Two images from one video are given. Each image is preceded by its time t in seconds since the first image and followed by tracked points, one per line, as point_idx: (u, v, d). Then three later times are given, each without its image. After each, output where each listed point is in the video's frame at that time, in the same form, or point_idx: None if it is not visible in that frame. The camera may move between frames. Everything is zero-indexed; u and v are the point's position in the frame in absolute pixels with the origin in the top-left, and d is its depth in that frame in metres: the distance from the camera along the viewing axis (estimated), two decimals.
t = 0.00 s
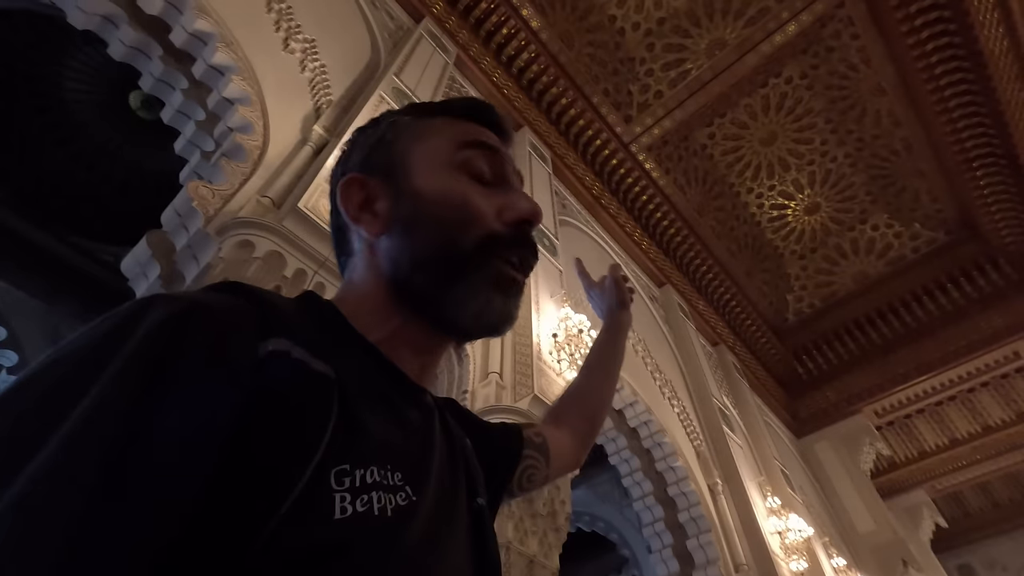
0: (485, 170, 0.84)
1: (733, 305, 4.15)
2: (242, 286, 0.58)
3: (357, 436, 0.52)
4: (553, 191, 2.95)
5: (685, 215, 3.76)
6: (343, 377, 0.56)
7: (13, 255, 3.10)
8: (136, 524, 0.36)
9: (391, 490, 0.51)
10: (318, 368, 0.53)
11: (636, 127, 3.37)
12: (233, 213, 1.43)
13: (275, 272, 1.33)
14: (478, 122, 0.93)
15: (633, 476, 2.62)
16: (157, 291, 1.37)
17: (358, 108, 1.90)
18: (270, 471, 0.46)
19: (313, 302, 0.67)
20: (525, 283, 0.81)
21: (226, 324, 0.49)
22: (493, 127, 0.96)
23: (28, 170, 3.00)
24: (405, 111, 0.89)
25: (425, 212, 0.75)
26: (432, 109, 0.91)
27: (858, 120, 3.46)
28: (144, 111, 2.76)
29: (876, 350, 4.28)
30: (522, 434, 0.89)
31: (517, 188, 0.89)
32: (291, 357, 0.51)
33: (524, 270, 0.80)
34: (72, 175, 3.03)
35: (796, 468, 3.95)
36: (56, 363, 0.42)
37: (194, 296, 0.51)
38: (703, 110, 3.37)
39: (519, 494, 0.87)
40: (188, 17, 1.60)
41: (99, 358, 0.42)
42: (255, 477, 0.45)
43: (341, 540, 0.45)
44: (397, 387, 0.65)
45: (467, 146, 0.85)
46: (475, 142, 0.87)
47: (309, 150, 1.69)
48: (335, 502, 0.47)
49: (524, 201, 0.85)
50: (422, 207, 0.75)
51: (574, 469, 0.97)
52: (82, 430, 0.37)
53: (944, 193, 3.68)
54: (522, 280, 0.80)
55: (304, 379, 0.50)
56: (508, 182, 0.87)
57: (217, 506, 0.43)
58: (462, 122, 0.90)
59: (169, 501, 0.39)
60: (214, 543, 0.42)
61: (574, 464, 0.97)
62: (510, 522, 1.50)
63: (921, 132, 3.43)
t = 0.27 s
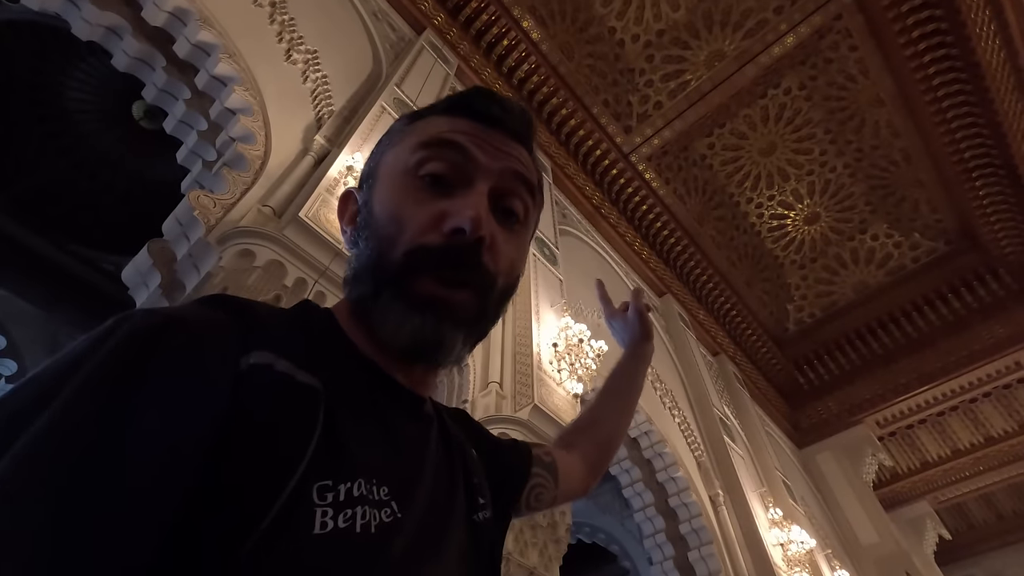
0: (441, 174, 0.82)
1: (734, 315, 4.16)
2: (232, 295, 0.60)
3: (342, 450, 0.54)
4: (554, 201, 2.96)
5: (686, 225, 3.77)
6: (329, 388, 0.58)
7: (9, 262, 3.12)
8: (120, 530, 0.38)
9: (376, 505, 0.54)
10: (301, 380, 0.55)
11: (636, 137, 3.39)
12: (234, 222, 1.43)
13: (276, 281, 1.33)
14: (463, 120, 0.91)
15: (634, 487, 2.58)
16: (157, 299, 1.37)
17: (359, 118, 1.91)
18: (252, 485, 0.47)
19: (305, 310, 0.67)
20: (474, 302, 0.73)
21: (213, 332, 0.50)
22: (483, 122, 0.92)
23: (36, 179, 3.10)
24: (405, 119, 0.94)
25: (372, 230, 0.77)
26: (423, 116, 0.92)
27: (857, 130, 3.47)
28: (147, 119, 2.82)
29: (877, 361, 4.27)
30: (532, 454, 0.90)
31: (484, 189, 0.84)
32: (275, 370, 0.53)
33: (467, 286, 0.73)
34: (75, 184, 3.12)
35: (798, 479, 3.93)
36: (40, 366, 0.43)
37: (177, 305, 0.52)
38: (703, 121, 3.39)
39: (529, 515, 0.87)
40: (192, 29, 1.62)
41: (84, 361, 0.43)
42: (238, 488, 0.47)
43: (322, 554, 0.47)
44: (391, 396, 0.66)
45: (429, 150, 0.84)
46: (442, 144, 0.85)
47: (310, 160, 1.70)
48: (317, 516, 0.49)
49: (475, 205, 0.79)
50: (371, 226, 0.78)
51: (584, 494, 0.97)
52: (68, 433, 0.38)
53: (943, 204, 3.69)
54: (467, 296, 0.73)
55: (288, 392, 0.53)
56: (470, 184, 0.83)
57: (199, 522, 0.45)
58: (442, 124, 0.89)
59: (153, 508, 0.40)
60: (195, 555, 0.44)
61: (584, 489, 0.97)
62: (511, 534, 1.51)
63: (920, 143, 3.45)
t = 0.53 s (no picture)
0: (439, 179, 0.82)
1: (735, 325, 4.16)
2: (237, 302, 0.60)
3: (345, 457, 0.55)
4: (555, 210, 2.96)
5: (686, 234, 3.78)
6: (332, 394, 0.58)
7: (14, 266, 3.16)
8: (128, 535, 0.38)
9: (380, 511, 0.54)
10: (305, 386, 0.55)
11: (637, 147, 3.40)
12: (236, 230, 1.44)
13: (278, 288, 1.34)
14: (460, 125, 0.91)
15: (635, 496, 2.58)
16: (159, 306, 1.38)
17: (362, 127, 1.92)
18: (256, 491, 0.47)
19: (309, 317, 0.68)
20: (474, 305, 0.74)
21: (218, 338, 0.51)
22: (480, 126, 0.92)
23: (45, 186, 3.13)
24: (404, 125, 0.94)
25: (370, 236, 0.78)
26: (421, 122, 0.93)
27: (857, 141, 3.48)
28: (150, 127, 2.83)
29: (879, 371, 4.26)
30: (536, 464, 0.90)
31: (482, 193, 0.84)
32: (280, 376, 0.53)
33: (466, 289, 0.73)
34: (77, 190, 3.15)
35: (800, 490, 3.90)
36: (45, 374, 0.43)
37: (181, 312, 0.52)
38: (704, 130, 3.40)
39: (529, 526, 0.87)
40: (197, 38, 1.64)
41: (89, 367, 0.43)
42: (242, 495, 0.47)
43: (326, 562, 0.47)
44: (394, 404, 0.66)
45: (426, 156, 0.84)
46: (439, 150, 0.85)
47: (313, 168, 1.72)
48: (321, 523, 0.49)
49: (473, 209, 0.80)
50: (370, 232, 0.78)
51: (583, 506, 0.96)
52: (72, 437, 0.38)
53: (944, 214, 3.69)
54: (467, 299, 0.73)
55: (291, 398, 0.53)
56: (468, 189, 0.83)
57: (202, 527, 0.45)
58: (440, 129, 0.90)
59: (159, 513, 0.40)
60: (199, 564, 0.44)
61: (583, 501, 0.96)
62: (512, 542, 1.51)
63: (920, 153, 3.45)
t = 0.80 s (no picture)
0: (445, 187, 0.82)
1: (737, 335, 4.15)
2: (239, 306, 0.60)
3: (340, 467, 0.54)
4: (557, 217, 2.97)
5: (688, 244, 3.78)
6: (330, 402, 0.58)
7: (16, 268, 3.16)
8: (117, 540, 0.38)
9: (373, 523, 0.54)
10: (303, 393, 0.55)
11: (639, 156, 3.41)
12: (239, 234, 1.44)
13: (280, 293, 1.35)
14: (467, 135, 0.92)
15: (634, 506, 2.57)
16: (160, 310, 1.38)
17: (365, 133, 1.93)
18: (249, 500, 0.47)
19: (310, 322, 0.68)
20: (476, 314, 0.74)
21: (217, 341, 0.51)
22: (487, 136, 0.93)
23: (48, 186, 3.20)
24: (411, 134, 0.95)
25: (374, 242, 0.78)
26: (428, 131, 0.93)
27: (859, 152, 3.49)
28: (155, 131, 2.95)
29: (880, 383, 4.25)
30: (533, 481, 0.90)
31: (487, 203, 0.84)
32: (278, 382, 0.53)
33: (470, 298, 0.73)
34: (81, 191, 3.22)
35: (800, 501, 3.88)
36: (42, 375, 0.43)
37: (182, 316, 0.52)
38: (706, 140, 3.41)
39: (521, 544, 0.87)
40: (203, 44, 1.65)
41: (86, 369, 0.43)
42: (234, 502, 0.47)
43: (315, 575, 0.47)
44: (393, 412, 0.66)
45: (432, 165, 0.85)
46: (445, 158, 0.86)
47: (316, 173, 1.72)
48: (311, 534, 0.49)
49: (478, 218, 0.80)
50: (374, 238, 0.79)
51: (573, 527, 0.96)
52: (64, 439, 0.38)
53: (946, 226, 3.69)
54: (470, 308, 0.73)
55: (289, 405, 0.53)
56: (473, 198, 0.84)
57: (194, 534, 0.45)
58: (446, 139, 0.90)
59: (149, 518, 0.40)
60: (188, 571, 0.43)
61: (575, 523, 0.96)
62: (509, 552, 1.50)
63: (921, 165, 3.46)
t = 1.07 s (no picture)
0: (443, 195, 0.83)
1: (738, 344, 4.15)
2: (232, 306, 0.61)
3: (325, 473, 0.55)
4: (559, 224, 2.97)
5: (690, 252, 3.79)
6: (318, 407, 0.59)
7: (17, 270, 3.17)
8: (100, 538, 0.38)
9: (355, 531, 0.54)
10: (292, 396, 0.55)
11: (642, 164, 3.42)
12: (241, 238, 1.45)
13: (281, 297, 1.35)
14: (471, 143, 0.92)
15: (633, 515, 2.55)
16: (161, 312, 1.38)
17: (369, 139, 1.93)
18: (231, 503, 0.47)
19: (303, 323, 0.68)
20: (468, 330, 0.74)
21: (207, 341, 0.51)
22: (491, 146, 0.93)
23: (54, 188, 3.22)
24: (415, 138, 0.95)
25: (370, 246, 0.79)
26: (433, 136, 0.94)
27: (862, 162, 3.49)
28: (160, 134, 2.94)
29: (882, 394, 4.23)
30: (526, 488, 0.91)
31: (487, 214, 0.84)
32: (267, 384, 0.54)
33: (461, 313, 0.74)
34: (86, 193, 3.24)
35: (800, 512, 3.86)
36: (31, 365, 0.43)
37: (173, 314, 0.52)
38: (709, 149, 3.42)
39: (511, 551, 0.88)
40: (209, 48, 1.66)
41: (77, 360, 0.43)
42: (218, 504, 0.47)
43: None
44: (381, 419, 0.66)
45: (433, 172, 0.85)
46: (448, 167, 0.86)
47: (319, 178, 1.73)
48: (293, 540, 0.49)
49: (476, 230, 0.80)
50: (370, 242, 0.79)
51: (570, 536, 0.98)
52: (51, 431, 0.38)
53: (948, 237, 3.69)
54: (461, 324, 0.74)
55: (278, 408, 0.53)
56: (472, 207, 0.84)
57: (175, 533, 0.44)
58: (451, 146, 0.90)
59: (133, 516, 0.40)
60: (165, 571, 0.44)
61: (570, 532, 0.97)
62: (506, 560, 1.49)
63: (924, 176, 3.46)
